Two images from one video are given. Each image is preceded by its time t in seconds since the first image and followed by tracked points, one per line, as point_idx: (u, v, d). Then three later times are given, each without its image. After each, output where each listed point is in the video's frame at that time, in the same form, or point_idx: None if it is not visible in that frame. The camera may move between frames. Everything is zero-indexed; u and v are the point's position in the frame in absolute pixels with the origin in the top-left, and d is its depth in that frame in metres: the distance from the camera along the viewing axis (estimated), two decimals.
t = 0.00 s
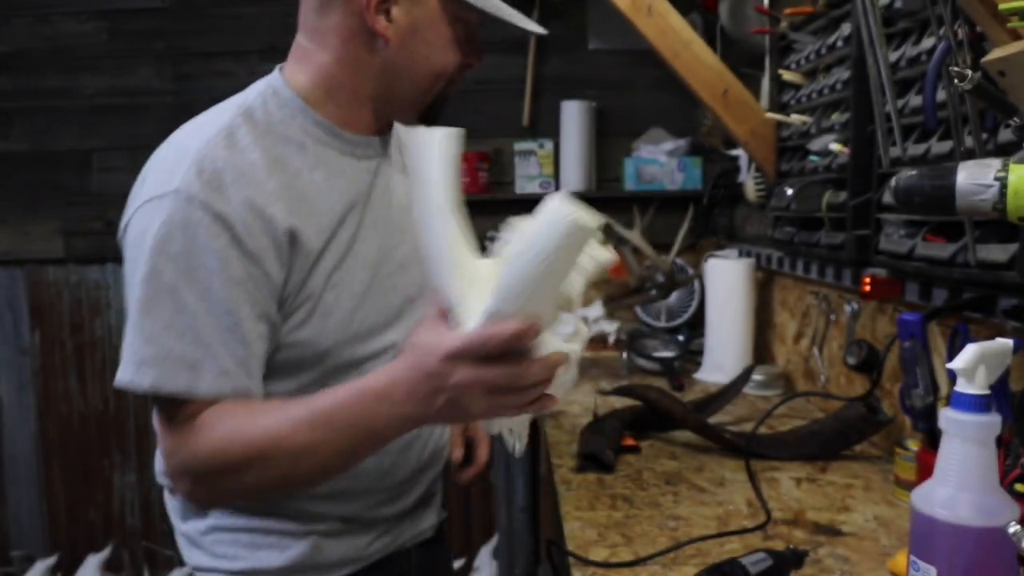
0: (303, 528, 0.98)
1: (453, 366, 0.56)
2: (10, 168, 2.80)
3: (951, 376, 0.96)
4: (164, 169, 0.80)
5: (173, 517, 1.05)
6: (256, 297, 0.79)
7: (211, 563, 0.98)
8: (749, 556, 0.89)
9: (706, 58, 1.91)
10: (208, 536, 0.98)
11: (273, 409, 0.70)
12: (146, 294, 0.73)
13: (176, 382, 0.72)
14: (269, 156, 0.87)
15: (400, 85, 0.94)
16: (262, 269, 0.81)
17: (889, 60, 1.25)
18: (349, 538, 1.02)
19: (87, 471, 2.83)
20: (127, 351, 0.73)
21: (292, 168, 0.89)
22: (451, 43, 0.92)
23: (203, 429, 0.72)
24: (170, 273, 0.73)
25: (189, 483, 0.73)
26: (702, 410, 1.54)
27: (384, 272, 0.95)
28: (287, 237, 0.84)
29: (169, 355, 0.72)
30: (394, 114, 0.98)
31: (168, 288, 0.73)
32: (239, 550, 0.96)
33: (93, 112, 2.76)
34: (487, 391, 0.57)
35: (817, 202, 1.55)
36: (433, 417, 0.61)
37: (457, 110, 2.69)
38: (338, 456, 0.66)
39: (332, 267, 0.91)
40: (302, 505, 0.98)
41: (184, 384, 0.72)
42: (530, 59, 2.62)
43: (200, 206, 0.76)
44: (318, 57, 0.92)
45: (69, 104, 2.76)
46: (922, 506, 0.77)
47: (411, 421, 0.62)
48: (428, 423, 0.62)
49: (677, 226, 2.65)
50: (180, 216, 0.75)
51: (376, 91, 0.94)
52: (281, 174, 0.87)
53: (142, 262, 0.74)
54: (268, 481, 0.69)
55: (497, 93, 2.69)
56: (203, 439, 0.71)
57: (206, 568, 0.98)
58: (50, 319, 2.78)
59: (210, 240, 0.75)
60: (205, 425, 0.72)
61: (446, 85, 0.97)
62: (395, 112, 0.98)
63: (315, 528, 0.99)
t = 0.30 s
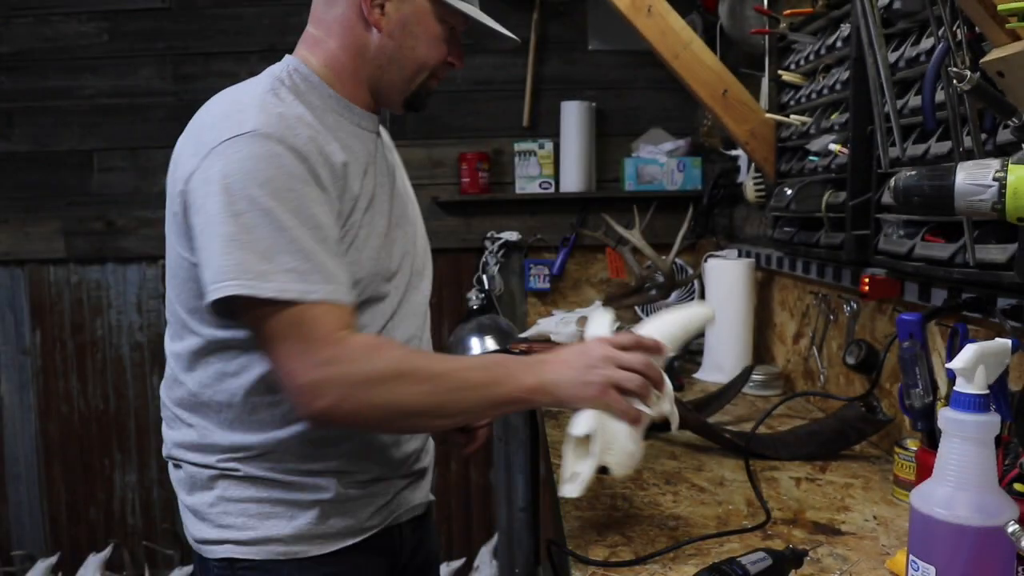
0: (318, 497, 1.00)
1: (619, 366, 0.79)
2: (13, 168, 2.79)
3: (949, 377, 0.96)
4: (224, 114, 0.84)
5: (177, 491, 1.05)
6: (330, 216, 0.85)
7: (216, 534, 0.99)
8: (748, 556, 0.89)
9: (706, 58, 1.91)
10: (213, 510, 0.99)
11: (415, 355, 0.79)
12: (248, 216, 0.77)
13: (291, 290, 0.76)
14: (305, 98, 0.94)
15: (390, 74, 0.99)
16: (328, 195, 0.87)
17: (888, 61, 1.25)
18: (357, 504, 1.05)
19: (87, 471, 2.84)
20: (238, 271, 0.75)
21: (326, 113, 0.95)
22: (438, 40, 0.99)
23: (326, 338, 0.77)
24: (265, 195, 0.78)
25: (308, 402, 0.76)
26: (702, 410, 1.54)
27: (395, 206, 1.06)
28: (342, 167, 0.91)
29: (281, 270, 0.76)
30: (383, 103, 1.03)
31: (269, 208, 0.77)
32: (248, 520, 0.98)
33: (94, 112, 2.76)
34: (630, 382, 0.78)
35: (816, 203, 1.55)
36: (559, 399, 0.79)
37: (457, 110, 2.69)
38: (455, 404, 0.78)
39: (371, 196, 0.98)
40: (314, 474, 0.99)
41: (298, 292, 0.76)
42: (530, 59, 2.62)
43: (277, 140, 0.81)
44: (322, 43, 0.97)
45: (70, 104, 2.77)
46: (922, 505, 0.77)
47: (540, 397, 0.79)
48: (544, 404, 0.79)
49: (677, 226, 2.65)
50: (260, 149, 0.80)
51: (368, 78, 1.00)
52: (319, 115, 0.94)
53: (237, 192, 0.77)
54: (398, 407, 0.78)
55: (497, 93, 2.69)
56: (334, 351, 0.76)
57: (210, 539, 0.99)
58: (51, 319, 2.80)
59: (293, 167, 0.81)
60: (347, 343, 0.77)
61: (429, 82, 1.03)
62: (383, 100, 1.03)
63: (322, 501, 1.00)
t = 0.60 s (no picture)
0: (339, 497, 1.00)
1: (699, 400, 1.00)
2: (14, 169, 2.79)
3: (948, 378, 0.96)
4: (291, 110, 0.86)
5: (189, 491, 1.04)
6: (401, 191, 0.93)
7: (238, 538, 0.99)
8: (748, 555, 0.89)
9: (705, 58, 1.90)
10: (234, 511, 0.99)
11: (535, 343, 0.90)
12: (360, 206, 0.82)
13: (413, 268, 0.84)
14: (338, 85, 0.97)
15: (390, 70, 1.01)
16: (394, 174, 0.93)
17: (888, 61, 1.25)
18: (374, 499, 1.06)
19: (87, 472, 2.84)
20: (365, 260, 0.82)
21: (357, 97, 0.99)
22: (436, 36, 1.01)
23: (446, 307, 0.85)
24: (368, 184, 0.83)
25: (450, 370, 0.85)
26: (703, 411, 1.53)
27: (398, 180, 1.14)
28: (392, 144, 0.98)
29: (397, 251, 0.83)
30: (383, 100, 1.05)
31: (375, 196, 0.83)
32: (271, 522, 0.98)
33: (94, 113, 2.77)
34: (704, 412, 0.99)
35: (816, 203, 1.55)
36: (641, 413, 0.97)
37: (457, 110, 2.69)
38: (564, 399, 0.91)
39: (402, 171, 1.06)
40: (339, 473, 1.00)
41: (416, 268, 0.84)
42: (530, 60, 2.63)
43: (357, 131, 0.86)
44: (328, 43, 0.98)
45: (70, 104, 2.77)
46: (921, 505, 0.77)
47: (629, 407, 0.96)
48: (631, 416, 0.97)
49: (677, 227, 2.65)
50: (344, 136, 0.84)
51: (369, 75, 1.01)
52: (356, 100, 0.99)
53: (343, 186, 0.82)
54: (522, 387, 0.88)
55: (497, 94, 2.69)
56: (463, 319, 0.85)
57: (231, 543, 0.99)
58: (52, 319, 2.80)
59: (376, 154, 0.87)
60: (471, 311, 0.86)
61: (427, 79, 1.05)
62: (383, 96, 1.05)
63: (344, 500, 1.01)
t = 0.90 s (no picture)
0: (351, 494, 1.01)
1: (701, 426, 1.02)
2: (14, 168, 2.79)
3: (947, 378, 0.96)
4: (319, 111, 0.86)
5: (197, 494, 1.02)
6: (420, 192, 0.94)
7: (254, 540, 0.98)
8: (747, 555, 0.89)
9: (705, 58, 1.90)
10: (250, 513, 0.98)
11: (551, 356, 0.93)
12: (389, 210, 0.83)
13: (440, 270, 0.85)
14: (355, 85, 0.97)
15: (390, 72, 1.00)
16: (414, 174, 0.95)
17: (888, 61, 1.25)
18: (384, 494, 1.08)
19: (87, 472, 2.84)
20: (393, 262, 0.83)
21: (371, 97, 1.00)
22: (438, 36, 1.00)
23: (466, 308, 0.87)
24: (397, 188, 0.84)
25: (467, 370, 0.88)
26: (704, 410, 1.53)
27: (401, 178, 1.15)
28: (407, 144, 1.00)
29: (425, 253, 0.84)
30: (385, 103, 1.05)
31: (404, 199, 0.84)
32: (287, 522, 0.98)
33: (94, 113, 2.77)
34: (712, 434, 1.01)
35: (816, 203, 1.55)
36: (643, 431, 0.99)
37: (457, 110, 2.69)
38: (575, 407, 0.93)
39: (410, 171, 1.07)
40: (353, 470, 1.01)
41: (440, 270, 0.85)
42: (530, 60, 2.63)
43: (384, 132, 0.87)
44: (332, 43, 0.99)
45: (70, 104, 2.77)
46: (921, 504, 0.77)
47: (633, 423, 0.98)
48: (634, 431, 0.99)
49: (677, 226, 2.65)
50: (372, 138, 0.84)
51: (371, 78, 1.01)
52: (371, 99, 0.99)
53: (374, 188, 0.82)
54: (533, 394, 0.91)
55: (497, 94, 2.69)
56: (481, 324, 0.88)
57: (246, 546, 0.98)
58: (52, 319, 2.80)
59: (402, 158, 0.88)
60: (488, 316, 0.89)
61: (431, 81, 1.04)
62: (387, 99, 1.04)
63: (357, 499, 1.02)
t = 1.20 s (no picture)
0: (332, 500, 1.00)
1: (620, 366, 0.85)
2: (14, 168, 2.80)
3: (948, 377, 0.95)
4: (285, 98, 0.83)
5: (189, 488, 1.04)
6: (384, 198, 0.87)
7: (230, 537, 0.99)
8: (747, 555, 0.89)
9: (705, 58, 1.90)
10: (229, 510, 0.99)
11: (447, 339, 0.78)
12: (326, 192, 0.76)
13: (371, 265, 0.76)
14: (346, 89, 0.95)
15: (364, 63, 0.97)
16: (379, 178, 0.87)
17: (888, 61, 1.25)
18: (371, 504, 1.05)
19: (87, 472, 2.84)
20: (317, 240, 0.74)
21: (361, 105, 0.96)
22: (405, 24, 0.93)
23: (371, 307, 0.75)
24: (342, 177, 0.77)
25: (358, 384, 0.73)
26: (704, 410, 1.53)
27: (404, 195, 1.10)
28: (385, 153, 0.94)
29: (352, 244, 0.75)
30: (368, 98, 1.02)
31: (347, 186, 0.77)
32: (264, 523, 0.98)
33: (94, 113, 2.77)
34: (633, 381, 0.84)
35: (816, 203, 1.55)
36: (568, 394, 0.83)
37: (457, 110, 2.70)
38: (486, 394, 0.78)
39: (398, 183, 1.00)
40: (336, 476, 1.00)
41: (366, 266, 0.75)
42: (530, 60, 2.63)
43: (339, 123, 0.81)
44: (322, 39, 1.00)
45: (70, 104, 2.77)
46: (921, 504, 0.77)
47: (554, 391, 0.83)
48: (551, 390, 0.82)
49: (677, 226, 2.65)
50: (322, 127, 0.79)
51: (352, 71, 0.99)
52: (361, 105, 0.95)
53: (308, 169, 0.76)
54: (432, 389, 0.75)
55: (497, 94, 2.69)
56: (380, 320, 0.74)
57: (221, 543, 0.99)
58: (52, 319, 2.80)
59: (361, 150, 0.81)
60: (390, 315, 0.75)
61: (409, 72, 0.98)
62: (370, 93, 1.01)
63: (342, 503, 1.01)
